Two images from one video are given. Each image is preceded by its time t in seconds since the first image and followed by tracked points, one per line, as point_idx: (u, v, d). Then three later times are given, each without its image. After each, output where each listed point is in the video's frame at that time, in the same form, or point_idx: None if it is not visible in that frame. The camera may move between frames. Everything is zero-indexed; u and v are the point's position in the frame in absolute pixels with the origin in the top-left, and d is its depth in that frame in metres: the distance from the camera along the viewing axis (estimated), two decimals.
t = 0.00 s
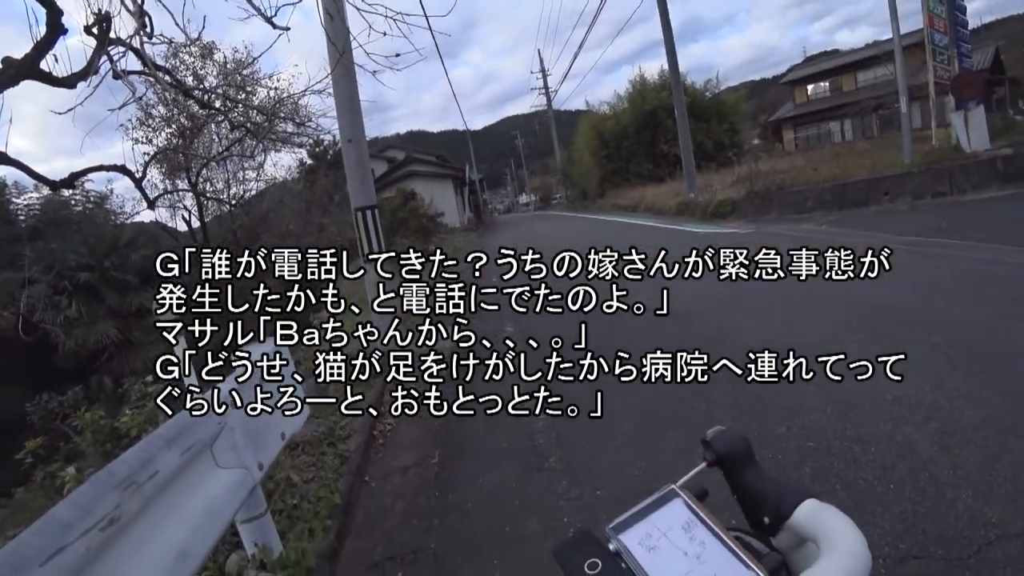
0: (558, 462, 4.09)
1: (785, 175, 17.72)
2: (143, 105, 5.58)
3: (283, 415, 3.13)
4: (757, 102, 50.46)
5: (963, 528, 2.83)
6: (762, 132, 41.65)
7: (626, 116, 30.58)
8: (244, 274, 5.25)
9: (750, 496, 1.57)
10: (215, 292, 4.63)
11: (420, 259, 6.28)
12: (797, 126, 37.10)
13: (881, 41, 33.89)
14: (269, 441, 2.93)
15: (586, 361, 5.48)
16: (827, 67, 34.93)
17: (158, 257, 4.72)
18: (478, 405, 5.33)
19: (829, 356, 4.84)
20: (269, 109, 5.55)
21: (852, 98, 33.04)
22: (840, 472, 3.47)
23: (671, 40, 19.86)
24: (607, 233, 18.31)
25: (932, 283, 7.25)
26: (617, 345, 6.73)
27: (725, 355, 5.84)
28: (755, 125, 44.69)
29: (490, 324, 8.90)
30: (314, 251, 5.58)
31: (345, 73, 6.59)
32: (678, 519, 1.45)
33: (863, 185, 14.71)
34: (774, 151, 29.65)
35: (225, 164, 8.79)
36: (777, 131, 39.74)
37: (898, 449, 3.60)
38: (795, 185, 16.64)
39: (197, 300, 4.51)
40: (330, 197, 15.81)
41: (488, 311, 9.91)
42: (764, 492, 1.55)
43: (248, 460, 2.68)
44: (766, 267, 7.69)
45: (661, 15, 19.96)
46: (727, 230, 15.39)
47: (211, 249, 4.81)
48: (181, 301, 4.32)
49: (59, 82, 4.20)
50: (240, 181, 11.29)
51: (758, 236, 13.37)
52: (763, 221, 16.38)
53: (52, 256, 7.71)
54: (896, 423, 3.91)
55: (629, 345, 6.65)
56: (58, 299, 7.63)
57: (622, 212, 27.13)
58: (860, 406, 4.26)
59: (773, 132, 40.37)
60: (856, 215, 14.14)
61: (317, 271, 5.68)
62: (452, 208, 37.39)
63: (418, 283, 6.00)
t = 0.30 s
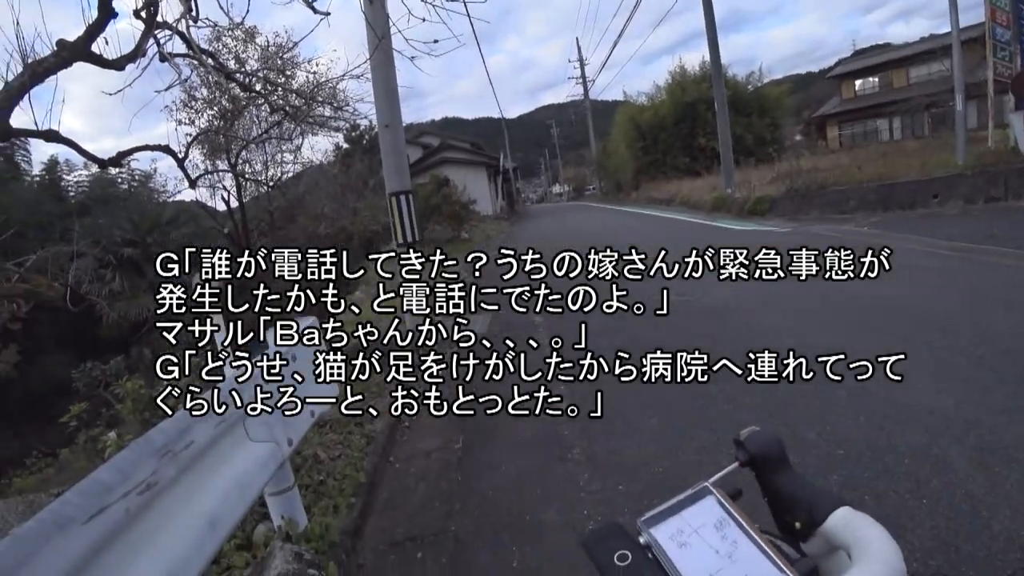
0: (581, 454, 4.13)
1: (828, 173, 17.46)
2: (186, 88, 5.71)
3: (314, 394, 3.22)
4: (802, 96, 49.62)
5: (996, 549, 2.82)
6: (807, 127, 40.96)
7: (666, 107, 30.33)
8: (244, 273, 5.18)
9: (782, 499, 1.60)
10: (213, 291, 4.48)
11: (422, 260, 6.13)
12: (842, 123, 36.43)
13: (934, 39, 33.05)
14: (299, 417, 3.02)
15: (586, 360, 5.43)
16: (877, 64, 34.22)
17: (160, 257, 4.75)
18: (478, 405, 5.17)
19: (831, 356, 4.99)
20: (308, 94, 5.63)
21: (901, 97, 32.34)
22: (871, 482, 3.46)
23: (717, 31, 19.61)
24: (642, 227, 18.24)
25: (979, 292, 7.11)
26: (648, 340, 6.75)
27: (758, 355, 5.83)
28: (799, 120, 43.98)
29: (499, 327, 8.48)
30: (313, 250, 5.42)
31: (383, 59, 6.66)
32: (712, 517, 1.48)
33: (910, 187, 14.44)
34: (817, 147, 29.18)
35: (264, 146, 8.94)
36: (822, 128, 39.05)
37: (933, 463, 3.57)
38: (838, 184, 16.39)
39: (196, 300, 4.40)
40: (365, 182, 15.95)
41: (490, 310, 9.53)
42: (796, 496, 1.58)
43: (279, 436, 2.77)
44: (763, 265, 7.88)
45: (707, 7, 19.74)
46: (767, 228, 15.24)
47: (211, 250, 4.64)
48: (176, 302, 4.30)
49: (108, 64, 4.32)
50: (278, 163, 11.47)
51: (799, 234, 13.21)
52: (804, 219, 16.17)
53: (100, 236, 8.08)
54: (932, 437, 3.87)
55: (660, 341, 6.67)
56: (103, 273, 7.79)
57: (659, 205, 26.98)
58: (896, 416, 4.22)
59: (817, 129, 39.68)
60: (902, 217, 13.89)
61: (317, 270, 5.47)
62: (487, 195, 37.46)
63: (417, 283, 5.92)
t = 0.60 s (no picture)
0: (606, 450, 4.17)
1: (866, 170, 17.19)
2: (222, 81, 5.82)
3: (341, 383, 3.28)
4: (840, 90, 48.77)
5: None
6: (846, 122, 40.25)
7: (699, 101, 30.03)
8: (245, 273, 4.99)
9: (819, 504, 1.62)
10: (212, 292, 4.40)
11: (422, 259, 6.01)
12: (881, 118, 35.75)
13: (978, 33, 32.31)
14: (328, 405, 3.08)
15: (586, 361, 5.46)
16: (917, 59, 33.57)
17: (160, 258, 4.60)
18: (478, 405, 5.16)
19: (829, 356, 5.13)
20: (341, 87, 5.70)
21: (943, 93, 31.69)
22: (904, 492, 3.44)
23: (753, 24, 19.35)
24: (674, 222, 18.15)
25: None
26: (677, 338, 6.75)
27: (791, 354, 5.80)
28: (838, 114, 43.23)
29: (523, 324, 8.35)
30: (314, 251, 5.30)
31: (414, 53, 6.71)
32: (743, 519, 1.51)
33: (952, 186, 14.18)
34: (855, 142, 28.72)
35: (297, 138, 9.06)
36: (860, 124, 38.39)
37: (970, 475, 3.53)
38: (876, 182, 16.13)
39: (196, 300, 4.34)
40: (398, 174, 16.07)
41: (491, 310, 9.36)
42: (831, 502, 1.59)
43: (308, 423, 2.84)
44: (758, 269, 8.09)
45: None
46: (801, 225, 15.08)
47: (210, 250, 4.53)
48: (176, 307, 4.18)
49: (148, 59, 4.42)
50: (311, 156, 11.61)
51: (837, 232, 13.02)
52: (841, 217, 15.94)
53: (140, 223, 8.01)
54: (970, 447, 3.83)
55: (690, 339, 6.66)
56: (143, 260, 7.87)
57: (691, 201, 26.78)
58: (933, 424, 4.17)
59: (855, 124, 39.02)
60: (943, 217, 13.65)
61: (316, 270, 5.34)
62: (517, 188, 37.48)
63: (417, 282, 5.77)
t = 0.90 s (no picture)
0: (619, 456, 4.15)
1: (878, 169, 17.11)
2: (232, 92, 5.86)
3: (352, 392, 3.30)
4: (850, 89, 48.58)
5: None
6: (855, 121, 40.09)
7: (707, 103, 29.98)
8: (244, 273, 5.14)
9: (816, 517, 1.60)
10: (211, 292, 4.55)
11: (421, 259, 5.97)
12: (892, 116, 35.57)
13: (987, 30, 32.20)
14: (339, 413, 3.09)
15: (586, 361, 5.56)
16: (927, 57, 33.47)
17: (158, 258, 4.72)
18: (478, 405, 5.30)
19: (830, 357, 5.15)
20: (348, 96, 5.72)
21: (952, 90, 31.56)
22: (924, 496, 3.41)
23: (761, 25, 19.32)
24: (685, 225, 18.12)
25: None
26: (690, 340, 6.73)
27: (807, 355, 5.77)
28: (848, 113, 43.07)
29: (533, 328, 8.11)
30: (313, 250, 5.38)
31: (421, 62, 6.73)
32: (735, 536, 1.49)
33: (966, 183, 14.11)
34: (866, 141, 28.58)
35: (308, 148, 9.10)
36: (872, 122, 38.27)
37: (993, 478, 3.49)
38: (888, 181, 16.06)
39: (196, 301, 4.49)
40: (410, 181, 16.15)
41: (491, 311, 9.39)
42: (831, 513, 1.57)
43: (318, 431, 2.85)
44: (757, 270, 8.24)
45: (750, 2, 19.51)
46: (814, 225, 15.02)
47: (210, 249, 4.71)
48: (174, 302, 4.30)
49: (159, 73, 4.46)
50: (322, 164, 11.67)
51: (848, 232, 12.97)
52: (854, 217, 15.86)
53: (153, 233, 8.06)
54: (991, 449, 3.79)
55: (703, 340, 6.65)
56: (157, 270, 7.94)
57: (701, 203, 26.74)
58: (952, 426, 4.13)
59: (866, 123, 38.89)
60: (956, 214, 13.57)
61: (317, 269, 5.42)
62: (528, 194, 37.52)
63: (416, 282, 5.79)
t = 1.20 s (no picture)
0: (574, 487, 4.06)
1: (807, 196, 17.68)
2: (171, 127, 5.67)
3: (298, 436, 3.16)
4: (777, 121, 50.50)
5: (998, 570, 2.76)
6: (784, 151, 41.58)
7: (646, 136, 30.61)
8: (246, 272, 5.67)
9: (746, 545, 1.57)
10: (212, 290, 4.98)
11: (421, 260, 6.38)
12: (819, 147, 36.99)
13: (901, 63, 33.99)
14: (284, 459, 2.94)
15: (586, 363, 6.17)
16: (848, 89, 35.04)
17: (158, 259, 5.10)
18: (477, 405, 5.96)
19: (830, 358, 5.45)
20: (293, 132, 5.61)
21: (873, 120, 33.07)
22: (867, 505, 3.40)
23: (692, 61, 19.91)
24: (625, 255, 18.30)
25: (961, 306, 7.17)
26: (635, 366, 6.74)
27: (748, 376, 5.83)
28: (777, 144, 44.64)
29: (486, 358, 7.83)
30: (313, 251, 5.88)
31: (366, 98, 6.66)
32: None
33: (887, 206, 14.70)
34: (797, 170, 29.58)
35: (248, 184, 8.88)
36: (799, 152, 39.70)
37: (929, 483, 3.52)
38: (818, 206, 16.59)
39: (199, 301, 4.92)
40: (350, 218, 15.95)
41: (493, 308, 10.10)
42: (762, 540, 1.54)
43: (262, 479, 2.70)
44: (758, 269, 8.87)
45: (681, 38, 20.12)
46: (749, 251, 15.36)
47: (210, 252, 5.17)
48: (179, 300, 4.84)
49: (92, 105, 4.28)
50: (264, 200, 11.43)
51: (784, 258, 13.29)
52: (788, 242, 16.31)
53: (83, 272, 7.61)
54: (926, 455, 3.84)
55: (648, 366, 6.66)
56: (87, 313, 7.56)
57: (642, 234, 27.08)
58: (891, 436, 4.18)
59: (794, 152, 40.32)
60: (880, 236, 14.10)
61: (316, 268, 5.97)
62: (472, 228, 37.47)
63: (417, 283, 6.12)
